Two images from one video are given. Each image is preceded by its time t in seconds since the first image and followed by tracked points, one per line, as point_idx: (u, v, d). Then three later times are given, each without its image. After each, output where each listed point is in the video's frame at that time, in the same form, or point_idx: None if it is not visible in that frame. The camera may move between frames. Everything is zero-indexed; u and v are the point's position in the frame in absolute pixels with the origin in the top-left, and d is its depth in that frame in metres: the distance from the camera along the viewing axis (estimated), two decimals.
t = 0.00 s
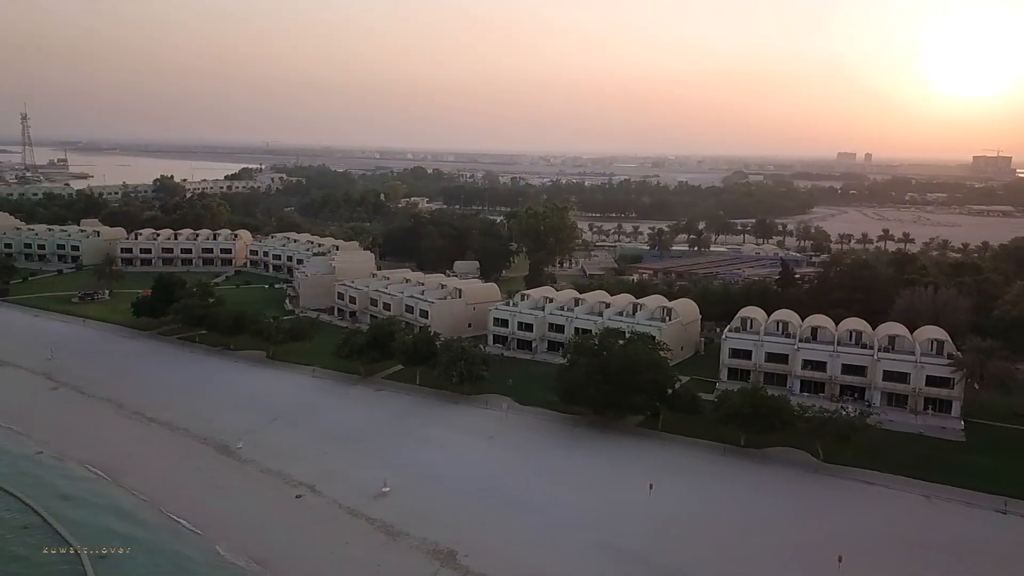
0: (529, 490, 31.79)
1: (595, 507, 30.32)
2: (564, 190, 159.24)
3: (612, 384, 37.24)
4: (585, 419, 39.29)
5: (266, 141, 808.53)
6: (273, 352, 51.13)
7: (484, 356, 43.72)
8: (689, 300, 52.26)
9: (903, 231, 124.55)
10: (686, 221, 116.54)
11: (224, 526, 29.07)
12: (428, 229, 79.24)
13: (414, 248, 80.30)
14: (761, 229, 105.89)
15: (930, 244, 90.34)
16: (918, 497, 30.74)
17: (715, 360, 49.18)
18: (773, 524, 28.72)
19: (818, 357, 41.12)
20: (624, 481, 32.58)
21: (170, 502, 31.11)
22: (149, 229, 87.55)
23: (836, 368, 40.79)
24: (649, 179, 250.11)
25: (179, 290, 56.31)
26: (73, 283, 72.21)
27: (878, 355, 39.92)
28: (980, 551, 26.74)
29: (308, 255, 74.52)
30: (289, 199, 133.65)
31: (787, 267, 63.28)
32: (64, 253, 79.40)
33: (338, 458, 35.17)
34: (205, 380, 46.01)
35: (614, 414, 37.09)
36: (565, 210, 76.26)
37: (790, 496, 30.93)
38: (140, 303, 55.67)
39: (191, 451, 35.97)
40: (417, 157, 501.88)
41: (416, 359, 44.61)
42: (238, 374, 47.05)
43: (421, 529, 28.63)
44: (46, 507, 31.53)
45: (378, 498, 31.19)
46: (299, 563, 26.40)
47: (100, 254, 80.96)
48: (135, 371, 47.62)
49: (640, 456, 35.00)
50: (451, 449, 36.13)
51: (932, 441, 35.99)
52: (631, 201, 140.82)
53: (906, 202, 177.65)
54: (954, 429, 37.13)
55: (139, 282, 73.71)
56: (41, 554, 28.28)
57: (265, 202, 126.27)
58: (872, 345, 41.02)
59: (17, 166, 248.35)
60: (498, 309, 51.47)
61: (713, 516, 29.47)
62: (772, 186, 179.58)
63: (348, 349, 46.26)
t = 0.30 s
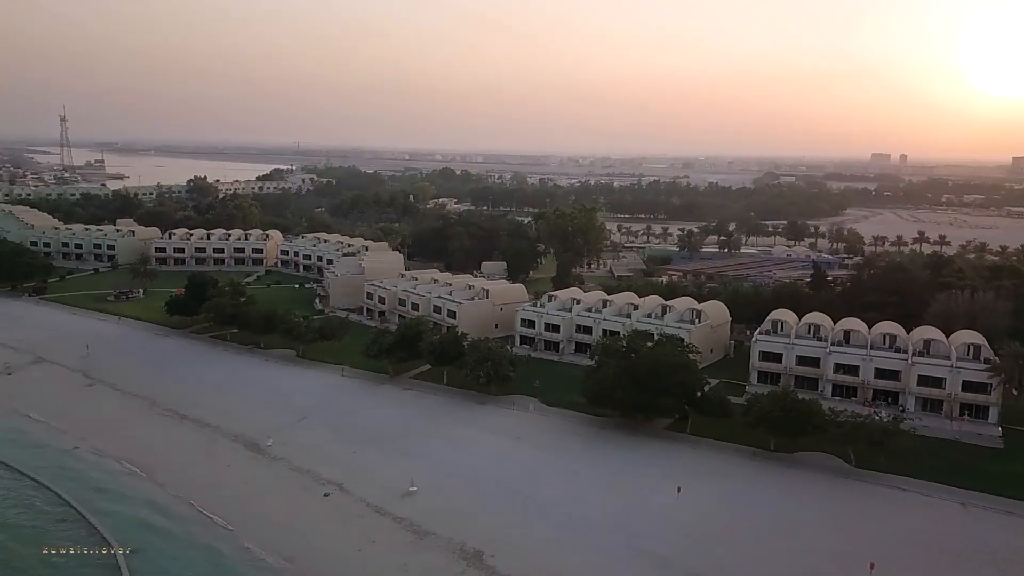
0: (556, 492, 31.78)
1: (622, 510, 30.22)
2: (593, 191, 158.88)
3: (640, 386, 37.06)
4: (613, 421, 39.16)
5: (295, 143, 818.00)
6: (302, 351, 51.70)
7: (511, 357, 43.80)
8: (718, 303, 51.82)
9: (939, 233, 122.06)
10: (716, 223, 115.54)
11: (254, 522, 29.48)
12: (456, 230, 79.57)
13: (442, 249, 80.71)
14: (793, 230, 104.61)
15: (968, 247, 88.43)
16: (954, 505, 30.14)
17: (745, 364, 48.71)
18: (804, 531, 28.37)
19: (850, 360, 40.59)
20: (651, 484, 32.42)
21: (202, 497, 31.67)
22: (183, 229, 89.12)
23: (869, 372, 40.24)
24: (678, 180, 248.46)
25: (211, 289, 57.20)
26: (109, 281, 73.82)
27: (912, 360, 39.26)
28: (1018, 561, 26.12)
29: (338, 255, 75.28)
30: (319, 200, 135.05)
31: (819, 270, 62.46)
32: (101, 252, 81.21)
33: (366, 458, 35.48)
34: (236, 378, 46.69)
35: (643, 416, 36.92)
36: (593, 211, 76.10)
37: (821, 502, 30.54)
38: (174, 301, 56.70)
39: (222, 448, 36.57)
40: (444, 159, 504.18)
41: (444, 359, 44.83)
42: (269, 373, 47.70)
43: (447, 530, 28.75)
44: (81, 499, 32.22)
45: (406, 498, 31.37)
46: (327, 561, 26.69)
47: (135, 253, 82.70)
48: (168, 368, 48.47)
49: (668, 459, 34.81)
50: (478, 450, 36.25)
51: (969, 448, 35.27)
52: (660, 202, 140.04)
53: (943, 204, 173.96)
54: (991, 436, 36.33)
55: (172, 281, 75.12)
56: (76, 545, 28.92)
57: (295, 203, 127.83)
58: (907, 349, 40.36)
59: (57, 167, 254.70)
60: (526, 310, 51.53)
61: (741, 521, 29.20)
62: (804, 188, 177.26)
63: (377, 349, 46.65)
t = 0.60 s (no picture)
0: (560, 492, 31.81)
1: (626, 511, 30.23)
2: (597, 191, 158.90)
3: (644, 387, 37.07)
4: (617, 422, 39.17)
5: (299, 143, 819.62)
6: (306, 351, 51.81)
7: (515, 357, 43.85)
8: (722, 303, 51.78)
9: (945, 233, 121.75)
10: (720, 223, 115.47)
11: (258, 522, 29.57)
12: (460, 229, 79.66)
13: (446, 249, 80.81)
14: (798, 230, 104.49)
15: (973, 248, 88.21)
16: (959, 506, 30.08)
17: (749, 364, 48.66)
18: (809, 532, 28.33)
19: (855, 361, 40.53)
20: (656, 484, 32.42)
21: (207, 497, 31.77)
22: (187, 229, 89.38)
23: (873, 372, 40.17)
24: (683, 180, 248.27)
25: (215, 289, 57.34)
26: (114, 281, 74.08)
27: (917, 360, 39.17)
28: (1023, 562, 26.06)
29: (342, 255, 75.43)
30: (324, 200, 135.35)
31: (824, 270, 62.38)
32: (106, 252, 81.48)
33: (371, 457, 35.55)
34: (240, 378, 46.79)
35: (647, 416, 36.91)
36: (598, 212, 76.12)
37: (826, 503, 30.51)
38: (178, 302, 56.87)
39: (227, 448, 36.68)
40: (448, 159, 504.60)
41: (448, 359, 44.88)
42: (272, 373, 47.82)
43: (451, 530, 28.79)
44: (86, 499, 32.32)
45: (410, 498, 31.44)
46: (331, 561, 26.73)
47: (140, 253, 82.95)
48: (173, 368, 48.62)
49: (672, 459, 34.81)
50: (483, 450, 36.29)
51: (974, 448, 35.19)
52: (664, 202, 140.02)
53: (948, 204, 173.53)
54: (996, 437, 36.24)
55: (177, 281, 75.35)
56: (80, 545, 29.00)
57: (300, 203, 128.16)
58: (911, 350, 40.29)
59: (64, 168, 256.23)
60: (529, 310, 51.58)
61: (745, 521, 29.18)
62: (809, 188, 177.06)
63: (381, 349, 46.72)
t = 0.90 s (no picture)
0: (560, 492, 31.85)
1: (626, 511, 30.25)
2: (597, 192, 158.96)
3: (643, 386, 37.09)
4: (616, 422, 39.18)
5: (299, 143, 819.90)
6: (306, 352, 51.81)
7: (515, 357, 43.88)
8: (722, 303, 51.78)
9: (944, 233, 121.81)
10: (720, 223, 115.46)
11: (258, 522, 29.57)
12: (460, 229, 79.71)
13: (446, 249, 80.81)
14: (798, 230, 104.53)
15: (973, 248, 88.26)
16: (959, 505, 30.10)
17: (749, 364, 48.68)
18: (809, 531, 28.36)
19: (854, 361, 40.55)
20: (656, 484, 32.43)
21: (206, 497, 31.78)
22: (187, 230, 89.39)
23: (873, 372, 40.20)
24: (683, 181, 248.24)
25: (215, 289, 57.34)
26: (114, 282, 74.10)
27: (916, 360, 39.19)
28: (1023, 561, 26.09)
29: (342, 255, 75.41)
30: (324, 200, 135.42)
31: (824, 270, 62.33)
32: (106, 252, 81.53)
33: (371, 457, 35.58)
34: (240, 378, 46.81)
35: (646, 416, 36.94)
36: (598, 212, 76.15)
37: (825, 503, 30.54)
38: (178, 302, 56.88)
39: (227, 448, 36.69)
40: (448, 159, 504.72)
41: (448, 359, 44.89)
42: (272, 373, 47.82)
43: (452, 529, 28.82)
44: (85, 499, 32.33)
45: (410, 497, 31.46)
46: (331, 561, 26.73)
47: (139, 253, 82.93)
48: (173, 368, 48.63)
49: (672, 459, 34.82)
50: (483, 450, 36.29)
51: (974, 448, 35.23)
52: (664, 202, 140.06)
53: (947, 204, 173.65)
54: (996, 437, 36.26)
55: (177, 281, 75.36)
56: (80, 544, 29.01)
57: (299, 203, 128.22)
58: (911, 350, 40.30)
59: (64, 168, 256.79)
60: (529, 310, 51.59)
61: (745, 522, 29.19)
62: (809, 188, 177.19)
63: (380, 349, 46.72)
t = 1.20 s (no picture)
0: (559, 491, 31.86)
1: (626, 510, 30.27)
2: (596, 192, 158.96)
3: (643, 386, 37.11)
4: (616, 422, 39.20)
5: (298, 144, 819.82)
6: (305, 352, 51.82)
7: (514, 357, 43.89)
8: (722, 303, 51.78)
9: (943, 233, 121.92)
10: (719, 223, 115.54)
11: (258, 522, 29.58)
12: (459, 229, 79.69)
13: (445, 249, 80.85)
14: (797, 230, 104.62)
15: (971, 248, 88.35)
16: (958, 505, 30.13)
17: (748, 364, 48.70)
18: (808, 531, 28.38)
19: (853, 361, 40.58)
20: (655, 484, 32.46)
21: (206, 497, 31.79)
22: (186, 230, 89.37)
23: (872, 372, 40.22)
24: (683, 181, 248.38)
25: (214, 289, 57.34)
26: (113, 282, 74.06)
27: (915, 360, 39.22)
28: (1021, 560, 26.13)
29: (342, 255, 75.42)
30: (324, 200, 135.39)
31: (823, 270, 62.36)
32: (105, 252, 81.48)
33: (370, 457, 35.58)
34: (239, 378, 46.81)
35: (646, 416, 36.96)
36: (597, 212, 76.21)
37: (825, 502, 30.57)
38: (178, 302, 56.89)
39: (227, 448, 36.70)
40: (447, 159, 504.92)
41: (447, 359, 44.88)
42: (272, 373, 47.81)
43: (451, 529, 28.83)
44: (84, 499, 32.33)
45: (409, 497, 31.46)
46: (331, 561, 26.74)
47: (139, 254, 82.90)
48: (173, 368, 48.63)
49: (671, 459, 34.84)
50: (482, 449, 36.30)
51: (973, 448, 35.24)
52: (663, 202, 140.18)
53: (946, 204, 173.82)
54: (995, 436, 36.30)
55: (176, 281, 75.33)
56: (80, 545, 29.02)
57: (299, 203, 128.22)
58: (910, 350, 40.33)
59: (64, 168, 257.04)
60: (528, 310, 51.57)
61: (744, 521, 29.20)
62: (808, 188, 177.31)
63: (380, 349, 46.72)
